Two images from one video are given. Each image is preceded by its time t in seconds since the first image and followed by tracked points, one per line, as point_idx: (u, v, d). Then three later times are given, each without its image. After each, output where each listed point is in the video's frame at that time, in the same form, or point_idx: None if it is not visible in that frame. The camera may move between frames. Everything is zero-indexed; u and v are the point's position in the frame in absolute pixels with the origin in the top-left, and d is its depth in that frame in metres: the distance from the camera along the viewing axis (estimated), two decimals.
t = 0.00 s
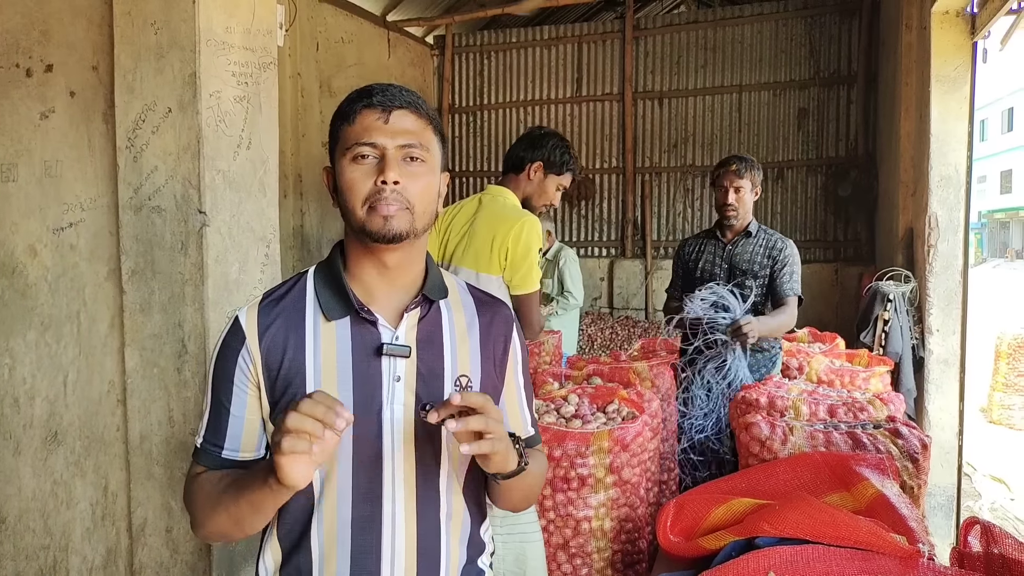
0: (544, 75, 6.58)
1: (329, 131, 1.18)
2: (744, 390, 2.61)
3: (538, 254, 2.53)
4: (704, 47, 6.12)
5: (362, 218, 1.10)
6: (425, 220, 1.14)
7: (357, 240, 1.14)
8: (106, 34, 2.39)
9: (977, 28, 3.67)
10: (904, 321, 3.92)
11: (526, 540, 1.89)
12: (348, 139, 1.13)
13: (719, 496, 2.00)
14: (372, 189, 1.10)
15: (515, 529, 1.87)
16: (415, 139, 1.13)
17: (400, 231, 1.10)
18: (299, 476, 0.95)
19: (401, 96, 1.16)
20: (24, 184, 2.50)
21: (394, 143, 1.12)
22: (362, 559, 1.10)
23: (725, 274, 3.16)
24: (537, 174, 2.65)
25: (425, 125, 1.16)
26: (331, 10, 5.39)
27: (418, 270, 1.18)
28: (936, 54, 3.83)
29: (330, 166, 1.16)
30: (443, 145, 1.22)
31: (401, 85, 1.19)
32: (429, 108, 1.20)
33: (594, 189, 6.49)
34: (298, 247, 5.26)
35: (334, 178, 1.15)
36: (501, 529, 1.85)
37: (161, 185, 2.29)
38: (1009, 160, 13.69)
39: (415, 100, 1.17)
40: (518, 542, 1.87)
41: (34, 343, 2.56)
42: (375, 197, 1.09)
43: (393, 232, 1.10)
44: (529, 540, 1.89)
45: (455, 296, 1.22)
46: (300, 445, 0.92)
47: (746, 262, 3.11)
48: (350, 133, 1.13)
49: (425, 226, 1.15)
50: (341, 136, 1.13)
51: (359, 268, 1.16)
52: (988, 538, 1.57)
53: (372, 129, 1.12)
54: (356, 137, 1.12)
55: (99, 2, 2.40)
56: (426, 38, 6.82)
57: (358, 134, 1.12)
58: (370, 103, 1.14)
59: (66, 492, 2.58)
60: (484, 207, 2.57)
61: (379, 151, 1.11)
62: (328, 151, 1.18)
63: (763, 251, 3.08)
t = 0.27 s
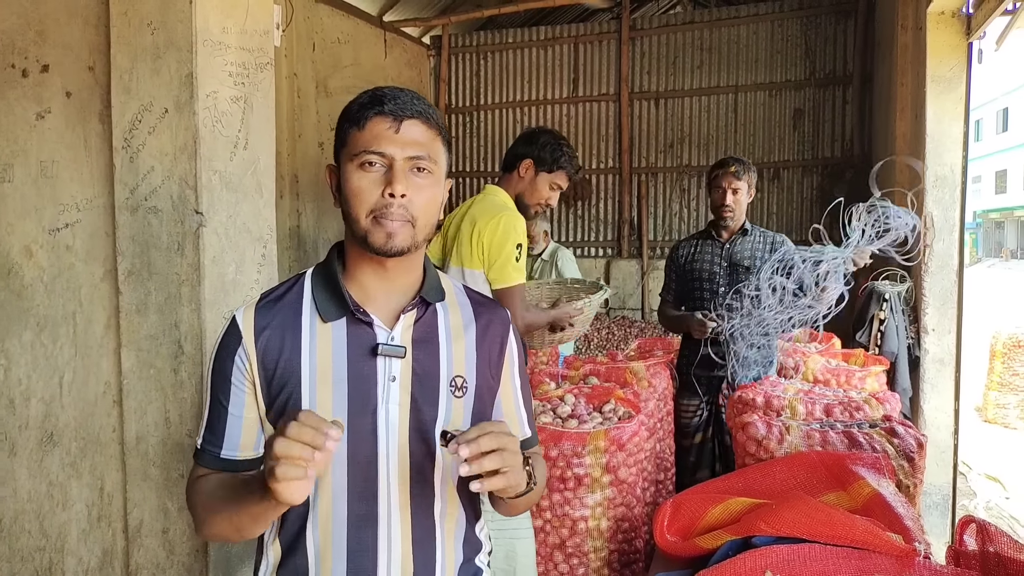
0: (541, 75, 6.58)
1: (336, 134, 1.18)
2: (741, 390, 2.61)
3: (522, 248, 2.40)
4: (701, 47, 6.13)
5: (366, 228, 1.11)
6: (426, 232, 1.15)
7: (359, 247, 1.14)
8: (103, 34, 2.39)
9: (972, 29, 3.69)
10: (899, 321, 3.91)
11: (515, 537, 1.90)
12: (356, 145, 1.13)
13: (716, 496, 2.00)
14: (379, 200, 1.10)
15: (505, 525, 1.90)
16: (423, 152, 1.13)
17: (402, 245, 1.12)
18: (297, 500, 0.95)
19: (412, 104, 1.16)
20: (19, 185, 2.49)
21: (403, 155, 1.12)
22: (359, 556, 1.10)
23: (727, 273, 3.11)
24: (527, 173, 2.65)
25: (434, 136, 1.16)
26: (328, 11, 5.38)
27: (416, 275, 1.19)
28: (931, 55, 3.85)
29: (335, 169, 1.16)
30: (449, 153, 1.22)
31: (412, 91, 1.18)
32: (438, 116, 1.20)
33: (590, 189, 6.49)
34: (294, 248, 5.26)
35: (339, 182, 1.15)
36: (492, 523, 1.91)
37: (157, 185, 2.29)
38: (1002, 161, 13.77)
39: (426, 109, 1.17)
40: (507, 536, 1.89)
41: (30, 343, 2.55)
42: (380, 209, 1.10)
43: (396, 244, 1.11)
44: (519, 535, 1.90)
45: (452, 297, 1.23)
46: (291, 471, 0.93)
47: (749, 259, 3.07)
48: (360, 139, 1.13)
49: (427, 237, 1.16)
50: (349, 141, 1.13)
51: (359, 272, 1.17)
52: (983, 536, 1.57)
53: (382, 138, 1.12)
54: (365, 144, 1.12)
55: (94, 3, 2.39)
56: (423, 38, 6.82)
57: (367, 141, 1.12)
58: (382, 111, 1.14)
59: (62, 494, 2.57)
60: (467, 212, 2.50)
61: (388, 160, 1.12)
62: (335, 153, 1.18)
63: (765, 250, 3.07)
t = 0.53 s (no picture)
0: (536, 73, 6.57)
1: (339, 129, 1.20)
2: (738, 387, 2.63)
3: (492, 239, 2.40)
4: (696, 45, 6.14)
5: (366, 220, 1.13)
6: (426, 229, 1.17)
7: (358, 242, 1.16)
8: (96, 31, 2.38)
9: (966, 27, 3.70)
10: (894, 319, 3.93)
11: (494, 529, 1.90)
12: (361, 140, 1.15)
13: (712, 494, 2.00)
14: (381, 193, 1.12)
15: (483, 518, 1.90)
16: (426, 151, 1.16)
17: (404, 238, 1.13)
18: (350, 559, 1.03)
19: (418, 105, 1.19)
20: (12, 182, 2.48)
21: (408, 152, 1.15)
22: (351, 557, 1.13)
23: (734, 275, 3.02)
24: (518, 170, 2.65)
25: (437, 137, 1.19)
26: (323, 9, 5.37)
27: (411, 274, 1.21)
28: (926, 53, 3.86)
29: (338, 162, 1.18)
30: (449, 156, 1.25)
31: (417, 94, 1.22)
32: (442, 120, 1.23)
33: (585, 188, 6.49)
34: (289, 246, 5.24)
35: (341, 175, 1.16)
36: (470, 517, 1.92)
37: (152, 183, 2.28)
38: (995, 159, 13.83)
39: (431, 111, 1.20)
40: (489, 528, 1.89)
41: (24, 342, 2.54)
42: (382, 202, 1.12)
43: (396, 238, 1.13)
44: (499, 525, 1.91)
45: (445, 298, 1.25)
46: (370, 552, 0.99)
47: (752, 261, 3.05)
48: (365, 134, 1.15)
49: (426, 234, 1.18)
50: (354, 135, 1.15)
51: (354, 267, 1.18)
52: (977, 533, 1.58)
53: (388, 134, 1.15)
54: (370, 139, 1.15)
55: None
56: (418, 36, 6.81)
57: (372, 137, 1.15)
58: (389, 108, 1.16)
59: (57, 493, 2.56)
60: (457, 213, 2.59)
61: (392, 156, 1.14)
62: (337, 148, 1.20)
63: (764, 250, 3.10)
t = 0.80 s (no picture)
0: (534, 73, 6.57)
1: (330, 131, 1.20)
2: (734, 386, 2.63)
3: (465, 238, 2.46)
4: (693, 46, 6.14)
5: (356, 226, 1.14)
6: (414, 233, 1.18)
7: (348, 246, 1.17)
8: (93, 30, 2.37)
9: (962, 29, 3.71)
10: (890, 320, 3.95)
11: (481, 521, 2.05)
12: (350, 145, 1.15)
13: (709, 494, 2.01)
14: (370, 201, 1.13)
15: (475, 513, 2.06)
16: (415, 156, 1.17)
17: (390, 243, 1.15)
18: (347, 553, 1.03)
19: (407, 108, 1.18)
20: (8, 181, 2.47)
21: (396, 157, 1.15)
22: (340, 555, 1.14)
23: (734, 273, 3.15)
24: (511, 170, 2.66)
25: (427, 140, 1.19)
26: (320, 8, 5.36)
27: (402, 274, 1.22)
28: (922, 55, 3.87)
29: (328, 166, 1.19)
30: (440, 157, 1.25)
31: (407, 96, 1.21)
32: (432, 121, 1.23)
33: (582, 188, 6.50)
34: (286, 246, 5.23)
35: (331, 179, 1.17)
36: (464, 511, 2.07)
37: (149, 182, 2.27)
38: (989, 161, 13.88)
39: (421, 114, 1.20)
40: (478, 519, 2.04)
41: (20, 341, 2.53)
42: (372, 209, 1.13)
43: (384, 244, 1.15)
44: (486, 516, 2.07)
45: (436, 298, 1.26)
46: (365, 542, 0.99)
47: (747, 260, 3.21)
48: (354, 139, 1.15)
49: (416, 236, 1.19)
50: (343, 140, 1.16)
51: (345, 269, 1.19)
52: (973, 534, 1.59)
53: (376, 139, 1.15)
54: (358, 144, 1.15)
55: None
56: (415, 36, 6.81)
57: (361, 142, 1.15)
58: (378, 113, 1.16)
59: (52, 493, 2.55)
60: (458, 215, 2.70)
61: (381, 162, 1.15)
62: (327, 149, 1.20)
63: (753, 251, 3.28)
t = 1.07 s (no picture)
0: (531, 74, 6.58)
1: (313, 133, 1.20)
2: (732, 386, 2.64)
3: (440, 240, 2.49)
4: (690, 47, 6.15)
5: (340, 226, 1.14)
6: (398, 232, 1.19)
7: (335, 246, 1.18)
8: (90, 30, 2.36)
9: (959, 30, 3.72)
10: (887, 320, 3.96)
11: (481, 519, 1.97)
12: (332, 147, 1.16)
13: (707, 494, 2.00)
14: (353, 202, 1.14)
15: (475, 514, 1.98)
16: (397, 157, 1.17)
17: (375, 243, 1.16)
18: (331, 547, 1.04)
19: (389, 109, 1.18)
20: (5, 181, 2.46)
21: (378, 159, 1.15)
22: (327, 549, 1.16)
23: (725, 274, 3.09)
24: (502, 171, 2.65)
25: (409, 141, 1.19)
26: (317, 8, 5.35)
27: (388, 273, 1.23)
28: (919, 56, 3.88)
29: (311, 168, 1.19)
30: (423, 157, 1.25)
31: (390, 96, 1.21)
32: (415, 121, 1.23)
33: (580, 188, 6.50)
34: (283, 246, 5.22)
35: (315, 181, 1.18)
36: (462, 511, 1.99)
37: (146, 183, 2.27)
38: (986, 162, 13.93)
39: (403, 115, 1.20)
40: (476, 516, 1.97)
41: (17, 342, 2.52)
42: (354, 210, 1.13)
43: (368, 244, 1.15)
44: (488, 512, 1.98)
45: (423, 295, 1.27)
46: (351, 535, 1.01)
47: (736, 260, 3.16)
48: (336, 141, 1.15)
49: (399, 235, 1.19)
50: (326, 142, 1.16)
51: (330, 268, 1.20)
52: (971, 534, 1.59)
53: (358, 142, 1.15)
54: (340, 147, 1.15)
55: None
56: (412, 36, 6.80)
57: (343, 144, 1.15)
58: (359, 116, 1.16)
59: (49, 493, 2.55)
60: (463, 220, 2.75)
61: (363, 164, 1.15)
62: (311, 151, 1.21)
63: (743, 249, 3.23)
